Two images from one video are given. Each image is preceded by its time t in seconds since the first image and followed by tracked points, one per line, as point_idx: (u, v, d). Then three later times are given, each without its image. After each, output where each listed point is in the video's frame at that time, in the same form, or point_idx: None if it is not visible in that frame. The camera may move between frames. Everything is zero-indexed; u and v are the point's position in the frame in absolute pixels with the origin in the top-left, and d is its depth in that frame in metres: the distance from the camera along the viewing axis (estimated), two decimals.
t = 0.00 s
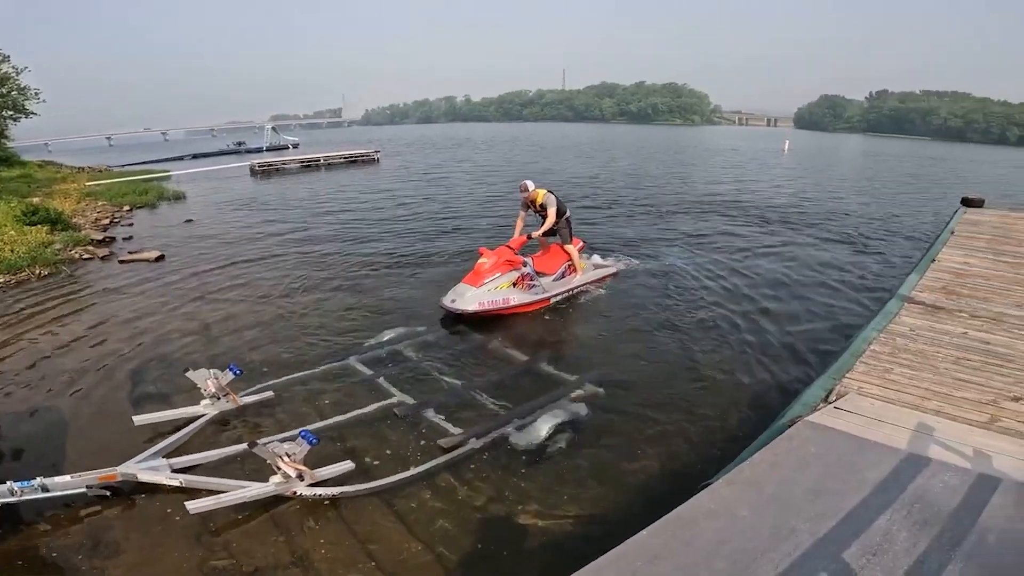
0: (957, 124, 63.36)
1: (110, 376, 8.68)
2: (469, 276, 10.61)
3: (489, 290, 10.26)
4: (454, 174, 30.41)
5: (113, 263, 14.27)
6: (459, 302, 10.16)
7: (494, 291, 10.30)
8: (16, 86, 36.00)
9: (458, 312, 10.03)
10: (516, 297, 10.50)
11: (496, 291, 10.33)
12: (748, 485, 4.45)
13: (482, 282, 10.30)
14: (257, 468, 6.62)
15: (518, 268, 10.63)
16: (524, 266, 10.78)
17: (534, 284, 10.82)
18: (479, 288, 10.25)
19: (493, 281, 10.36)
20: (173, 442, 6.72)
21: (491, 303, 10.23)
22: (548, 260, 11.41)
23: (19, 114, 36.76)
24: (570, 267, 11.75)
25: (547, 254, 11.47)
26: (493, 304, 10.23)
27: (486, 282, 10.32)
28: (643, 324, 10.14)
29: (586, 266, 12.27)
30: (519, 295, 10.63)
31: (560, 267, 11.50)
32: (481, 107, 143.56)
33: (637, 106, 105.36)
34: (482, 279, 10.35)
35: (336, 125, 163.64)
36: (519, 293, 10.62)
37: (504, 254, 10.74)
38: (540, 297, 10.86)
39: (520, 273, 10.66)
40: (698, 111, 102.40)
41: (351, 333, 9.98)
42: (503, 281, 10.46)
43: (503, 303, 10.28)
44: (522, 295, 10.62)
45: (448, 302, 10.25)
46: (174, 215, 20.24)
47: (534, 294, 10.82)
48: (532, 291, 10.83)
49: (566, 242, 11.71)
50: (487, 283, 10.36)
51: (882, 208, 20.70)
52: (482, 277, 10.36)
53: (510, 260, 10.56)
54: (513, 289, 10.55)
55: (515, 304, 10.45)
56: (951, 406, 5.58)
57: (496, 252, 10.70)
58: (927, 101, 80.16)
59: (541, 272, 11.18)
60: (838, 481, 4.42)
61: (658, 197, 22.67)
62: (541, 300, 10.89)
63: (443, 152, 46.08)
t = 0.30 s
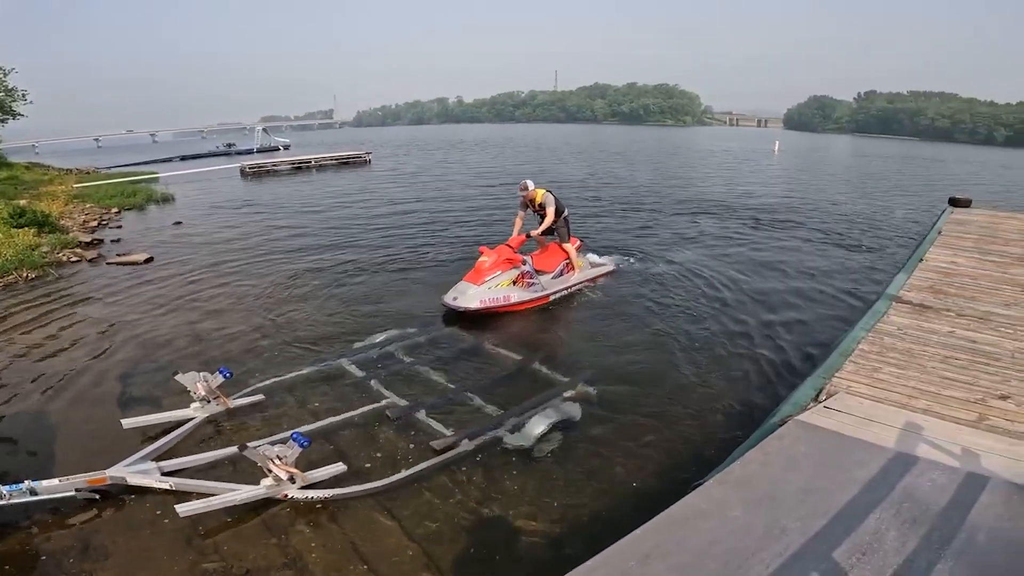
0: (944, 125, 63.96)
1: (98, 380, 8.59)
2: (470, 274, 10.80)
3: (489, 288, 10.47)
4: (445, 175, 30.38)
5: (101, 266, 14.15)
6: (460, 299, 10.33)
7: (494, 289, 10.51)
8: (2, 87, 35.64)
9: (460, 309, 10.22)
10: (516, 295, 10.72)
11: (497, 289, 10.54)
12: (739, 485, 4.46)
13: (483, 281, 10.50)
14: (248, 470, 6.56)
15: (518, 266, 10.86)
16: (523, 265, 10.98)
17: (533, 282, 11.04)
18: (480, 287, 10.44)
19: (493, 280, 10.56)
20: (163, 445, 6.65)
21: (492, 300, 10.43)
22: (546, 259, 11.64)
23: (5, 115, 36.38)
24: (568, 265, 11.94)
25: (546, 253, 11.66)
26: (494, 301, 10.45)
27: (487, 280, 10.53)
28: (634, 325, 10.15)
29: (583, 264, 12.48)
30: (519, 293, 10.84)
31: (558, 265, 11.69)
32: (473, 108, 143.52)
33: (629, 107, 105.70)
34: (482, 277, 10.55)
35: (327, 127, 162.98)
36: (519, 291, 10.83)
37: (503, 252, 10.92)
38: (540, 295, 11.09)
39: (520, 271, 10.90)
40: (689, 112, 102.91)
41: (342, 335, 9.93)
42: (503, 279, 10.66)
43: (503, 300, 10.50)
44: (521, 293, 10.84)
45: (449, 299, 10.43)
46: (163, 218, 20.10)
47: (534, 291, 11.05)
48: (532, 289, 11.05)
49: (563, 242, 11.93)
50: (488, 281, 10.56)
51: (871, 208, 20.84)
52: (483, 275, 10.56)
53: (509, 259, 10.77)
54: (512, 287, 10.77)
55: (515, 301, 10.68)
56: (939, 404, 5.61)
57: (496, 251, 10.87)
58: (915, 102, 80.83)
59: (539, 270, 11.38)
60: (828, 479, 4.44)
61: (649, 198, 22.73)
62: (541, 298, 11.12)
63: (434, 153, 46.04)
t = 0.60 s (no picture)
0: (942, 125, 63.99)
1: (95, 380, 8.57)
2: (477, 270, 11.04)
3: (496, 284, 10.70)
4: (443, 176, 30.38)
5: (99, 266, 14.13)
6: (468, 296, 10.62)
7: (500, 286, 10.73)
8: None
9: (467, 305, 10.49)
10: (522, 291, 10.92)
11: (503, 285, 10.77)
12: (735, 485, 4.45)
13: (489, 277, 10.71)
14: (245, 471, 6.54)
15: (524, 263, 11.05)
16: (529, 261, 11.16)
17: (539, 279, 11.23)
18: (486, 283, 10.68)
19: (499, 276, 10.77)
20: (160, 445, 6.63)
21: (498, 296, 10.68)
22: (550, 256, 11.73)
23: (3, 115, 36.30)
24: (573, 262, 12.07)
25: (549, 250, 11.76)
26: (500, 297, 10.68)
27: (494, 276, 10.74)
28: (632, 325, 10.14)
29: (587, 260, 12.63)
30: (525, 288, 11.04)
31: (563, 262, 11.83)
32: (472, 109, 143.54)
33: (627, 107, 105.74)
34: (489, 274, 10.77)
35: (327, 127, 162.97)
36: (525, 287, 11.04)
37: (509, 249, 11.11)
38: (545, 291, 11.27)
39: (526, 268, 11.08)
40: (688, 112, 102.99)
41: (340, 335, 9.92)
42: (509, 275, 10.87)
43: (509, 296, 10.72)
44: (527, 289, 11.04)
45: (457, 295, 10.70)
46: (161, 218, 20.06)
47: (539, 287, 11.23)
48: (538, 285, 11.24)
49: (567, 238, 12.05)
50: (495, 278, 10.78)
51: (869, 208, 20.84)
52: (490, 272, 10.77)
53: (515, 255, 10.96)
54: (519, 283, 10.98)
55: (521, 297, 10.88)
56: (935, 404, 5.60)
57: (502, 248, 11.08)
58: (913, 101, 80.87)
59: (545, 266, 11.53)
60: (824, 479, 4.43)
61: (647, 198, 22.73)
62: (546, 294, 11.29)
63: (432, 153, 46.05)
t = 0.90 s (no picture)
0: (939, 125, 64.12)
1: (92, 380, 8.56)
2: (482, 268, 11.12)
3: (502, 281, 10.79)
4: (441, 176, 30.38)
5: (95, 266, 14.09)
6: (474, 292, 10.69)
7: (507, 282, 10.82)
8: None
9: (473, 301, 10.55)
10: (528, 287, 11.02)
11: (509, 282, 10.86)
12: (731, 485, 4.45)
13: (496, 274, 10.80)
14: (242, 471, 6.53)
15: (528, 260, 11.17)
16: (534, 258, 11.28)
17: (544, 275, 11.34)
18: (493, 280, 10.76)
19: (505, 273, 10.87)
20: (157, 445, 6.62)
21: (504, 292, 10.76)
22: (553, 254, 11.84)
23: None
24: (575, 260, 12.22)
25: (552, 248, 11.90)
26: (506, 293, 10.76)
27: (500, 273, 10.83)
28: (630, 325, 10.13)
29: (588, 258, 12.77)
30: (530, 285, 11.15)
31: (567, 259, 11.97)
32: (470, 108, 143.41)
33: (625, 107, 105.81)
34: (495, 270, 10.85)
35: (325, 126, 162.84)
36: (530, 283, 11.14)
37: (514, 246, 11.22)
38: (550, 287, 11.37)
39: (530, 264, 11.20)
40: (685, 112, 103.10)
41: (337, 336, 9.90)
42: (515, 272, 10.98)
43: (515, 292, 10.81)
44: (532, 285, 11.14)
45: (464, 292, 10.76)
46: (157, 218, 20.03)
47: (544, 284, 11.33)
48: (542, 282, 11.34)
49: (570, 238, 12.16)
50: (500, 275, 10.87)
51: (866, 208, 20.86)
52: (496, 268, 10.85)
53: (520, 252, 11.08)
54: (524, 280, 11.08)
55: (527, 293, 10.97)
56: (931, 403, 5.62)
57: (507, 245, 11.18)
58: (910, 101, 81.01)
59: (548, 263, 11.63)
60: (820, 479, 4.44)
61: (644, 198, 22.74)
62: (551, 290, 11.39)
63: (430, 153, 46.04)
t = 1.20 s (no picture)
0: (935, 125, 64.28)
1: (88, 381, 8.54)
2: (490, 266, 11.54)
3: (508, 278, 11.16)
4: (438, 176, 30.37)
5: (91, 267, 14.06)
6: (481, 289, 11.05)
7: (512, 279, 11.18)
8: None
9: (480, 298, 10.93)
10: (533, 284, 11.34)
11: (514, 278, 11.22)
12: (728, 484, 4.45)
13: (502, 271, 11.20)
14: (239, 471, 6.52)
15: (533, 257, 11.56)
16: (538, 257, 11.65)
17: (548, 273, 11.66)
18: (499, 277, 11.13)
19: (511, 271, 11.27)
20: (153, 445, 6.60)
21: (510, 289, 11.10)
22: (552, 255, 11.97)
23: None
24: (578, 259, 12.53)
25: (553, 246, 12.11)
26: (512, 290, 11.10)
27: (505, 271, 11.23)
28: (627, 325, 10.14)
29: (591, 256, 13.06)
30: (535, 282, 11.47)
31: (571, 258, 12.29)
32: (469, 108, 143.42)
33: (623, 107, 105.89)
34: (501, 268, 11.27)
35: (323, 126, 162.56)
36: (535, 281, 11.47)
37: (519, 245, 11.65)
38: (555, 284, 11.66)
39: (536, 262, 11.57)
40: (683, 112, 103.22)
41: (335, 336, 9.88)
42: (520, 270, 11.36)
43: (520, 288, 11.14)
44: (538, 282, 11.46)
45: (471, 290, 11.14)
46: (154, 218, 19.98)
47: (549, 281, 11.64)
48: (547, 279, 11.66)
49: (569, 244, 12.35)
50: (507, 272, 11.27)
51: (862, 208, 20.89)
52: (501, 266, 11.27)
53: (525, 250, 11.51)
54: (529, 277, 11.43)
55: (532, 290, 11.29)
56: (927, 403, 5.63)
57: (513, 244, 11.64)
58: (907, 101, 81.12)
59: (552, 261, 11.96)
60: (816, 478, 4.44)
61: (641, 198, 22.75)
62: (555, 287, 11.67)
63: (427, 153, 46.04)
